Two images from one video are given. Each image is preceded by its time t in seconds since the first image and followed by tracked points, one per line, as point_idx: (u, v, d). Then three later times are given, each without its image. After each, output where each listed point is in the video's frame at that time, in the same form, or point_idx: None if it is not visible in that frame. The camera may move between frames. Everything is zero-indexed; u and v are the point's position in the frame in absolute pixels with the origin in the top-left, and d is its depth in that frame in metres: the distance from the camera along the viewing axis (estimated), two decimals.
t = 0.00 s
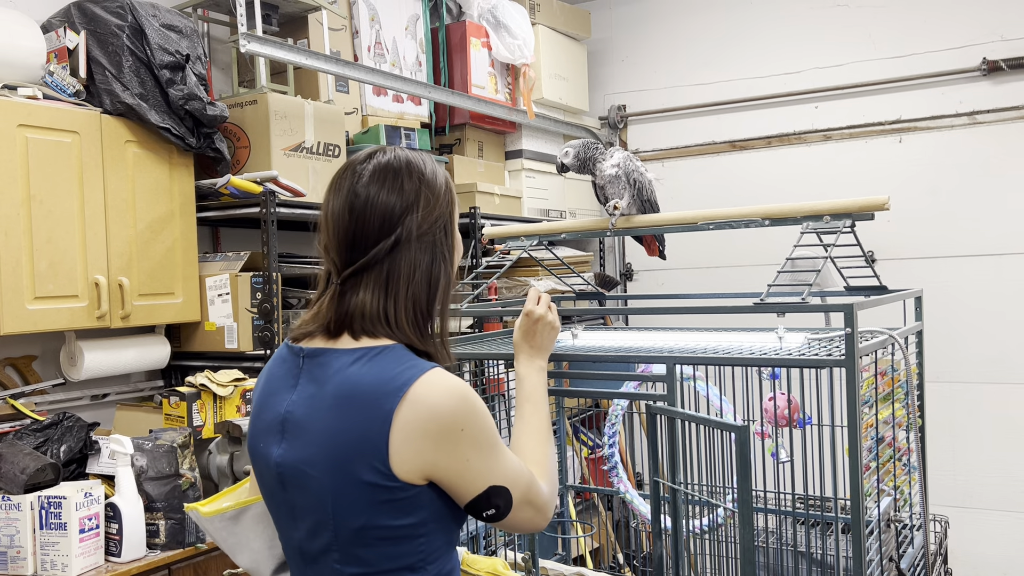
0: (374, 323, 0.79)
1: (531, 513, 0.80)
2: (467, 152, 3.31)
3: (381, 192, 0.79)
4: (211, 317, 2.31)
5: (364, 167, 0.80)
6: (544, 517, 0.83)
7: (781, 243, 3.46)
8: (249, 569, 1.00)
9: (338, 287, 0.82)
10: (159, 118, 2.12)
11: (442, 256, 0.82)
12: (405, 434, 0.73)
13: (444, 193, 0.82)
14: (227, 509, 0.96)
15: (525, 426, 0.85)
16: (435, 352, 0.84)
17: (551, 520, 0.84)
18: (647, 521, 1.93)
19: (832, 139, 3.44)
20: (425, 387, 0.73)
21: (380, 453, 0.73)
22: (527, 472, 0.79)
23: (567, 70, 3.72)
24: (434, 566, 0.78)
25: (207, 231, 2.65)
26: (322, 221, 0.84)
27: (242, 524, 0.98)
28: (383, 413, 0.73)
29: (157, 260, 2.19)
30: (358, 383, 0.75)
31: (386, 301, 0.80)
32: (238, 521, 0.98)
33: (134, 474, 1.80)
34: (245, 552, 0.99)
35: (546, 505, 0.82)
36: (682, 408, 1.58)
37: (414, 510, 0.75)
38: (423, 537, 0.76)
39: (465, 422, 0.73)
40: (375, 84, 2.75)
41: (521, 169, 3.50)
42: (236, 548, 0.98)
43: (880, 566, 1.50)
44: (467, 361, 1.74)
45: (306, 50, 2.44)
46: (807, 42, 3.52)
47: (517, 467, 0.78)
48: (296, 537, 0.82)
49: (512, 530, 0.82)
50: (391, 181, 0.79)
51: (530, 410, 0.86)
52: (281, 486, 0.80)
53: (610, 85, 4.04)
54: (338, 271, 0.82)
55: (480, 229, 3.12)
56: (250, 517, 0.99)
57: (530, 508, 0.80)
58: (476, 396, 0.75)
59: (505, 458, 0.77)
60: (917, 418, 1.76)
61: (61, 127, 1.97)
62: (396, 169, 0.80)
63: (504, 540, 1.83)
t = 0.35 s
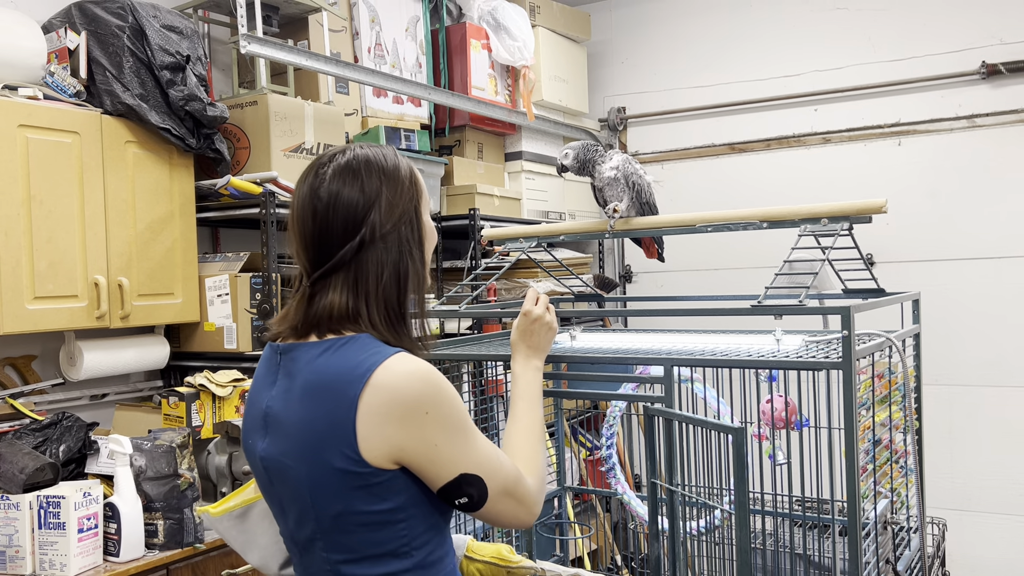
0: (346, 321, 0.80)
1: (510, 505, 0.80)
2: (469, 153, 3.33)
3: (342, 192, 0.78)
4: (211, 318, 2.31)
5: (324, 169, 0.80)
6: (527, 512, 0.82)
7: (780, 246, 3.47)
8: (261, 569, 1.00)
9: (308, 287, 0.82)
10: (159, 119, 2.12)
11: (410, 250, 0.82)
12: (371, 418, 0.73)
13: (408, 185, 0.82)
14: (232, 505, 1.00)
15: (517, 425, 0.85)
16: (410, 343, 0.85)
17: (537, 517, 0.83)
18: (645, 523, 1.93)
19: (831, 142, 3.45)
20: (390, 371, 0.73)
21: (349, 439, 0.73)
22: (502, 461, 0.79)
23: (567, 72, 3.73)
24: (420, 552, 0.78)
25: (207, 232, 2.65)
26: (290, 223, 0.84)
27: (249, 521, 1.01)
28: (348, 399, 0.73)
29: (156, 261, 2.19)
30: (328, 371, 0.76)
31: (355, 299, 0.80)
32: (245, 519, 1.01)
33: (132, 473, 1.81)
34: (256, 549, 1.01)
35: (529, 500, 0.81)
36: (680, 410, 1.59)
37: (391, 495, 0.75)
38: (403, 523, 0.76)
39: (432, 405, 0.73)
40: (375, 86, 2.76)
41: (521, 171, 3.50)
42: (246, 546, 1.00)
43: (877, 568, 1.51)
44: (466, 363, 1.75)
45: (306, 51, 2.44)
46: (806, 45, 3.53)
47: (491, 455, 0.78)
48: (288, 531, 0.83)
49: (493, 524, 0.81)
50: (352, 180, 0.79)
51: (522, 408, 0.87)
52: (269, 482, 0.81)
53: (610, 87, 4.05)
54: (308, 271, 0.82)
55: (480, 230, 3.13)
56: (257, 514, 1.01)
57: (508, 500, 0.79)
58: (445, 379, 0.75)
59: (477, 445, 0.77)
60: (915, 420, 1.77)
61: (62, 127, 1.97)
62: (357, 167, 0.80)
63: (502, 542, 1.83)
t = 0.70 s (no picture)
0: (321, 330, 0.80)
1: (499, 500, 0.79)
2: (469, 154, 3.32)
3: (321, 204, 0.79)
4: (211, 318, 2.31)
5: (306, 181, 0.81)
6: (523, 507, 0.81)
7: (780, 247, 3.47)
8: None
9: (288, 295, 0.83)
10: (160, 119, 2.12)
11: (389, 262, 0.82)
12: (338, 418, 0.73)
13: (388, 198, 0.81)
14: (236, 518, 1.02)
15: (518, 424, 0.85)
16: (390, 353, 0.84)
17: (536, 510, 0.82)
18: (645, 524, 1.93)
19: (831, 144, 3.45)
20: (356, 371, 0.73)
21: (318, 442, 0.74)
22: (482, 453, 0.78)
23: (567, 73, 3.73)
24: (399, 555, 0.77)
25: (207, 232, 2.66)
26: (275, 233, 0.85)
27: (252, 534, 1.02)
28: (316, 402, 0.74)
29: (156, 261, 2.19)
30: (298, 375, 0.76)
31: (332, 306, 0.80)
32: (248, 531, 1.02)
33: (131, 473, 1.80)
34: (259, 560, 1.02)
35: (521, 492, 0.80)
36: (679, 411, 1.59)
37: (363, 496, 0.75)
38: (378, 525, 0.76)
39: (399, 401, 0.72)
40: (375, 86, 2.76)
41: (521, 172, 3.51)
42: (250, 557, 1.03)
43: (875, 569, 1.51)
44: (466, 363, 1.75)
45: (306, 51, 2.44)
46: (806, 46, 3.53)
47: (469, 448, 0.77)
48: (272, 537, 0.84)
49: (486, 519, 0.81)
50: (331, 193, 0.79)
51: (521, 405, 0.87)
52: (252, 488, 0.82)
53: (610, 88, 4.05)
54: (288, 280, 0.83)
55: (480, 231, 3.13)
56: (259, 528, 1.02)
57: (495, 491, 0.78)
58: (414, 376, 0.75)
59: (453, 439, 0.76)
60: (914, 422, 1.77)
61: (62, 126, 1.97)
62: (337, 180, 0.80)
63: (501, 542, 1.83)
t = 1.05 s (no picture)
0: (305, 327, 0.80)
1: (492, 499, 0.79)
2: (469, 155, 3.32)
3: (304, 203, 0.79)
4: (211, 318, 2.31)
5: (291, 183, 0.82)
6: (519, 507, 0.81)
7: (779, 249, 3.47)
8: None
9: (276, 295, 0.83)
10: (160, 119, 2.12)
11: (370, 260, 0.81)
12: (330, 413, 0.73)
13: (371, 197, 0.81)
14: (239, 519, 1.02)
15: (516, 423, 0.85)
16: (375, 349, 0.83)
17: (533, 509, 0.82)
18: (644, 525, 1.93)
19: (831, 145, 3.46)
20: (349, 366, 0.73)
21: (312, 437, 0.74)
22: (475, 450, 0.78)
23: (567, 74, 3.73)
24: (395, 553, 0.77)
25: (207, 232, 2.66)
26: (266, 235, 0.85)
27: (255, 536, 1.02)
28: (309, 396, 0.74)
29: (156, 261, 2.19)
30: (291, 372, 0.76)
31: (316, 302, 0.80)
32: (251, 534, 1.02)
33: (130, 473, 1.80)
34: (261, 562, 1.01)
35: (514, 491, 0.80)
36: (679, 413, 1.59)
37: (357, 492, 0.75)
38: (374, 521, 0.76)
39: (392, 396, 0.72)
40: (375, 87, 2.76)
41: (520, 173, 3.51)
42: (253, 559, 1.01)
43: (874, 571, 1.51)
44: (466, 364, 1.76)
45: (306, 52, 2.44)
46: (806, 48, 3.53)
47: (462, 445, 0.77)
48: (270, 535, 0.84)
49: (482, 518, 0.80)
50: (313, 192, 0.80)
51: (523, 406, 0.86)
52: (249, 487, 0.82)
53: (610, 90, 4.06)
54: (276, 279, 0.83)
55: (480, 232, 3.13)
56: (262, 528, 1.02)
57: (488, 489, 0.78)
58: (407, 371, 0.75)
59: (446, 436, 0.76)
60: (912, 424, 1.77)
61: (62, 126, 1.97)
62: (320, 181, 0.80)
63: (501, 544, 1.83)
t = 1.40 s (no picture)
0: (309, 318, 0.80)
1: (499, 505, 0.80)
2: (468, 155, 3.32)
3: (297, 193, 0.80)
4: (209, 319, 2.32)
5: (282, 176, 0.82)
6: (521, 513, 0.82)
7: (778, 250, 3.48)
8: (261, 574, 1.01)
9: (278, 289, 0.83)
10: (159, 119, 2.13)
11: (369, 245, 0.82)
12: (351, 412, 0.73)
13: (363, 182, 0.82)
14: (232, 511, 1.00)
15: (516, 426, 0.85)
16: (380, 335, 0.84)
17: (534, 517, 0.83)
18: (643, 526, 1.93)
19: (830, 146, 3.46)
20: (369, 367, 0.74)
21: (331, 435, 0.74)
22: (488, 457, 0.78)
23: (566, 75, 3.73)
24: (410, 548, 0.78)
25: (207, 232, 2.66)
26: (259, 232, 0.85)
27: (249, 527, 1.01)
28: (329, 396, 0.74)
29: (155, 261, 2.19)
30: (308, 370, 0.76)
31: (319, 292, 0.80)
32: (244, 525, 1.01)
33: (129, 474, 1.80)
34: (255, 554, 1.01)
35: (520, 498, 0.81)
36: (676, 415, 1.60)
37: (376, 490, 0.75)
38: (391, 518, 0.77)
39: (412, 400, 0.73)
40: (375, 87, 2.76)
41: (519, 173, 3.51)
42: (246, 550, 1.01)
43: (872, 572, 1.52)
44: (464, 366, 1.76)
45: (305, 52, 2.44)
46: (805, 49, 3.54)
47: (476, 450, 0.78)
48: (280, 532, 0.84)
49: (484, 522, 0.81)
50: (305, 182, 0.80)
51: (523, 409, 0.87)
52: (260, 483, 0.82)
53: (609, 90, 4.06)
54: (275, 275, 0.83)
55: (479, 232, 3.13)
56: (256, 520, 1.02)
57: (497, 496, 0.79)
58: (426, 375, 0.75)
59: (461, 441, 0.77)
60: (910, 426, 1.77)
61: (61, 127, 1.98)
62: (310, 170, 0.81)
63: (499, 545, 1.83)
